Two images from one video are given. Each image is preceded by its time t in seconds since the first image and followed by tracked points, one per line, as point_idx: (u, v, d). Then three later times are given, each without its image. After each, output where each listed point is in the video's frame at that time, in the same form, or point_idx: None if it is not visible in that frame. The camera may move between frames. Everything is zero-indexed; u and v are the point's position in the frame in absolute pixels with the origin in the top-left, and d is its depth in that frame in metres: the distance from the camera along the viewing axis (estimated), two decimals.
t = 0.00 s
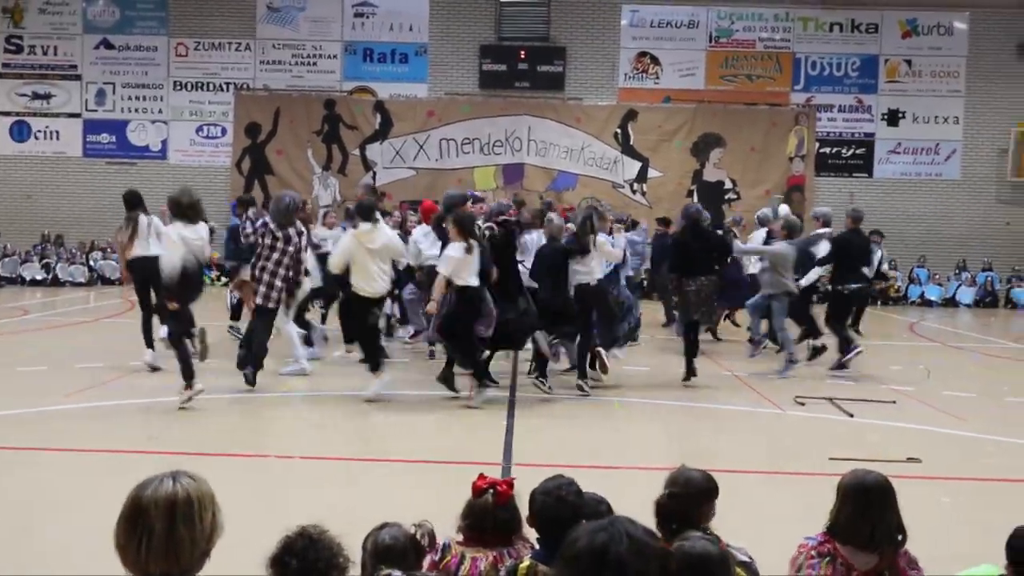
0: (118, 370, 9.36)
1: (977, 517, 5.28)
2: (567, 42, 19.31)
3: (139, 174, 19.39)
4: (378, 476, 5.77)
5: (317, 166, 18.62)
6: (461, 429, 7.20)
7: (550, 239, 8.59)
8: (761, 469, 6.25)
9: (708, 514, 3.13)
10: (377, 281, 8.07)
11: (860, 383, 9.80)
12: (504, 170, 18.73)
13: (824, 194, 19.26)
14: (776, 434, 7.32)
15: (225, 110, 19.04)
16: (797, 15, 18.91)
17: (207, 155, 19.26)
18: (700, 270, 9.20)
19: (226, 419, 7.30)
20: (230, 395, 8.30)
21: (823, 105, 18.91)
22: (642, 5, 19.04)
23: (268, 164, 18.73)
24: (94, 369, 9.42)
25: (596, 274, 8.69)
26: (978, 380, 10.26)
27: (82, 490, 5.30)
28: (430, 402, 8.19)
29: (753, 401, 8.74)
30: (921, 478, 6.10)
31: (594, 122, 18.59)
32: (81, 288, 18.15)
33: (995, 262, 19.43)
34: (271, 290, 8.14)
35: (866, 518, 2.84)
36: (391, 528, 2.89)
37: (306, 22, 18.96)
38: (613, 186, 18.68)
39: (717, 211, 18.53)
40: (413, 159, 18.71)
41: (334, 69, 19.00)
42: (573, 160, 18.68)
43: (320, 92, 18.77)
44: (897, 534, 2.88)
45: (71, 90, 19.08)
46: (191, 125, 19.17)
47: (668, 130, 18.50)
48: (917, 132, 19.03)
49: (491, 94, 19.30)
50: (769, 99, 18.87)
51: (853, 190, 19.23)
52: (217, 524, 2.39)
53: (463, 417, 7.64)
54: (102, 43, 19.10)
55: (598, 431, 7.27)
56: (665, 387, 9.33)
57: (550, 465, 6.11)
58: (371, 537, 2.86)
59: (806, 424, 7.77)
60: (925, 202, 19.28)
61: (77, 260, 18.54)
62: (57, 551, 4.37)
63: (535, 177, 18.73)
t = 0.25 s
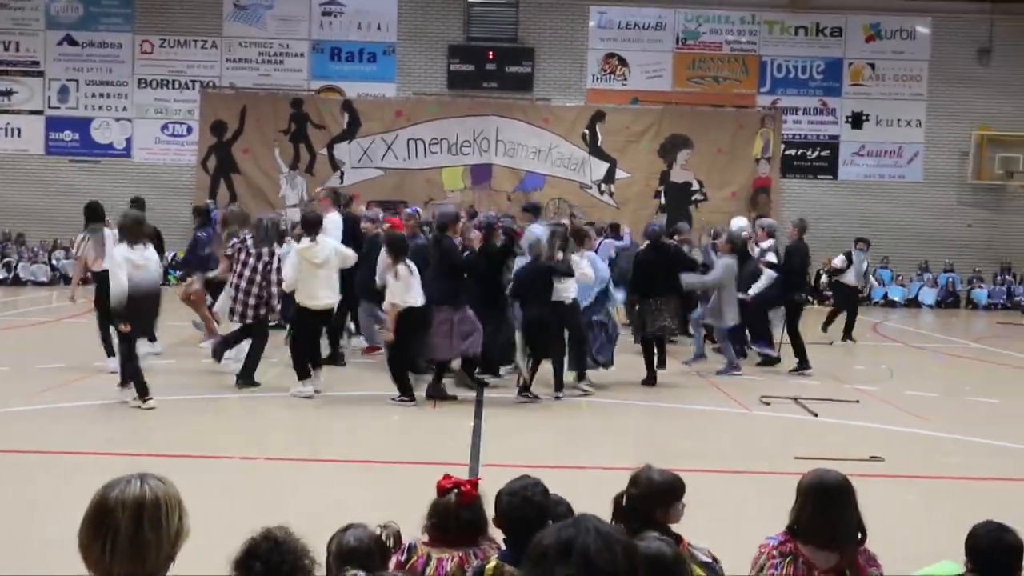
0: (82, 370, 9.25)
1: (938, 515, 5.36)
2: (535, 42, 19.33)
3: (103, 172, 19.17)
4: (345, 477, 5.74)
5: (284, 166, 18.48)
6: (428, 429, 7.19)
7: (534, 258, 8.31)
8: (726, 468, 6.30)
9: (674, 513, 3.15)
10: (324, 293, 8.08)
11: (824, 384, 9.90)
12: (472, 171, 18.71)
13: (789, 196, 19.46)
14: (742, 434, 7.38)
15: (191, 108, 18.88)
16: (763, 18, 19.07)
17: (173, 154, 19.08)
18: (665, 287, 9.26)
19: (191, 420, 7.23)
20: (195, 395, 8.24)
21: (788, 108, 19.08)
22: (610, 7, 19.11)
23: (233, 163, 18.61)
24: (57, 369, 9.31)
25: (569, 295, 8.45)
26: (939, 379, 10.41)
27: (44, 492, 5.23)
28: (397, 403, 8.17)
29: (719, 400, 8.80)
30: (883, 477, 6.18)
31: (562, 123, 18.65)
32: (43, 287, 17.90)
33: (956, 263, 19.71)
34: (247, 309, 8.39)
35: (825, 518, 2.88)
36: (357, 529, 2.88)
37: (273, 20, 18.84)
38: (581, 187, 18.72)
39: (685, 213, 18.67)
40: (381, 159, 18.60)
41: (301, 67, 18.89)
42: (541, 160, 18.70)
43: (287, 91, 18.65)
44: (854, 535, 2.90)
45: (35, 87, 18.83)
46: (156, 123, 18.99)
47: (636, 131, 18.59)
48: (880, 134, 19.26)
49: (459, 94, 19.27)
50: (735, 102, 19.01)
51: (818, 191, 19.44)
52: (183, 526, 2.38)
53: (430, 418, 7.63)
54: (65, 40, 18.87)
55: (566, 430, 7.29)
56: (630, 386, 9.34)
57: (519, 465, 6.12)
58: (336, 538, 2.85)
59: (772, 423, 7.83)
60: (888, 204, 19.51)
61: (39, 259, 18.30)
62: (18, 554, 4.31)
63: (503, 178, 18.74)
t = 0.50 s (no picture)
0: (80, 375, 9.24)
1: (937, 520, 5.36)
2: (532, 47, 19.35)
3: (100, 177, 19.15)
4: (343, 483, 5.73)
5: (282, 170, 18.50)
6: (427, 434, 7.18)
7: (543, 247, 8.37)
8: (725, 473, 6.30)
9: (671, 519, 3.15)
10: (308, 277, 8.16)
11: (823, 388, 9.90)
12: (469, 176, 18.75)
13: (786, 201, 19.49)
14: (740, 439, 7.38)
15: (188, 113, 18.88)
16: (760, 23, 19.10)
17: (170, 158, 19.07)
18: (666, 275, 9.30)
19: (189, 425, 7.23)
20: (192, 400, 8.22)
21: (785, 112, 19.11)
22: (607, 12, 19.14)
23: (231, 168, 18.53)
24: (54, 373, 9.29)
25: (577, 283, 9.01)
26: (938, 384, 10.41)
27: (42, 497, 5.22)
28: (396, 407, 8.16)
29: (717, 405, 8.79)
30: (882, 482, 6.18)
31: (559, 128, 18.67)
32: (40, 292, 17.87)
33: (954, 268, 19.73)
34: (261, 290, 8.55)
35: (826, 525, 2.88)
36: (355, 535, 2.88)
37: (270, 25, 18.86)
38: (578, 192, 18.76)
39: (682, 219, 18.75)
40: (378, 163, 18.62)
41: (298, 72, 18.91)
42: (538, 165, 18.71)
43: (284, 96, 18.66)
44: (853, 541, 2.91)
45: (32, 92, 18.82)
46: (154, 127, 18.99)
47: (633, 136, 18.62)
48: (877, 139, 19.29)
49: (456, 99, 19.24)
50: (733, 106, 19.03)
51: (815, 196, 19.48)
52: (183, 530, 2.37)
53: (429, 422, 7.62)
54: (62, 45, 18.86)
55: (565, 435, 7.29)
56: (628, 391, 9.34)
57: (517, 470, 6.11)
58: (334, 543, 2.85)
59: (771, 428, 7.83)
60: (885, 209, 19.54)
61: (36, 263, 18.27)
62: (16, 559, 4.30)
63: (500, 183, 18.76)
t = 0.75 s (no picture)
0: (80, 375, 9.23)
1: (938, 522, 5.36)
2: (533, 48, 19.35)
3: (101, 177, 19.15)
4: (343, 483, 5.72)
5: (282, 170, 18.53)
6: (426, 434, 7.18)
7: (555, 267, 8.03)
8: (725, 475, 6.29)
9: (670, 520, 3.14)
10: (304, 292, 8.22)
11: (823, 390, 9.90)
12: (469, 176, 18.74)
13: (787, 202, 19.47)
14: (740, 440, 7.37)
15: (189, 113, 18.89)
16: (761, 24, 19.11)
17: (171, 158, 19.08)
18: (676, 289, 9.29)
19: (189, 425, 7.22)
20: (192, 400, 8.21)
21: (786, 114, 19.11)
22: (608, 13, 19.14)
23: (232, 168, 18.57)
24: (55, 373, 9.29)
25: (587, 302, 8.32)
26: (939, 386, 10.40)
27: (42, 497, 5.22)
28: (396, 408, 8.16)
29: (718, 408, 8.73)
30: (883, 483, 6.18)
31: (560, 129, 18.67)
32: (40, 292, 17.86)
33: (955, 271, 19.73)
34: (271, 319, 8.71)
35: (826, 527, 2.87)
36: (354, 535, 2.87)
37: (271, 25, 18.87)
38: (579, 193, 18.73)
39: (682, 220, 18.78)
40: (379, 164, 18.65)
41: (299, 73, 18.90)
42: (539, 166, 18.72)
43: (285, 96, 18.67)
44: (854, 544, 2.91)
45: (33, 92, 18.82)
46: (155, 127, 18.99)
47: (634, 137, 18.61)
48: (878, 140, 19.28)
49: (457, 100, 19.25)
50: (733, 108, 19.03)
51: (815, 197, 19.46)
52: (184, 530, 2.37)
53: (427, 422, 7.61)
54: (63, 45, 18.86)
55: (565, 436, 7.29)
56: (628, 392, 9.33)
57: (517, 470, 6.10)
58: (333, 543, 2.84)
59: (770, 429, 7.83)
60: (886, 211, 19.54)
61: (37, 263, 18.27)
62: (17, 559, 4.29)
63: (501, 184, 18.74)
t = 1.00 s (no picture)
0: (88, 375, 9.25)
1: (946, 523, 5.35)
2: (539, 48, 19.34)
3: (108, 177, 19.18)
4: (350, 483, 5.73)
5: (289, 170, 18.57)
6: (433, 434, 7.19)
7: (574, 251, 8.29)
8: (732, 476, 6.28)
9: (677, 521, 3.14)
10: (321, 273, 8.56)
11: (830, 391, 9.88)
12: (476, 176, 18.76)
13: (794, 202, 19.44)
14: (747, 441, 7.35)
15: (196, 113, 18.92)
16: (768, 24, 19.09)
17: (178, 158, 19.11)
18: (682, 278, 9.59)
19: (196, 424, 7.23)
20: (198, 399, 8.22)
21: (793, 114, 19.07)
22: (614, 13, 19.14)
23: (239, 168, 18.55)
24: (62, 372, 9.31)
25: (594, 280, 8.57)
26: (946, 388, 10.37)
27: (51, 496, 5.23)
28: (402, 408, 8.15)
29: (724, 408, 8.74)
30: (890, 485, 6.16)
31: (566, 129, 18.67)
32: (47, 292, 17.89)
33: (962, 272, 19.68)
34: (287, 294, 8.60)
35: (835, 529, 2.87)
36: (362, 536, 2.87)
37: (278, 25, 18.90)
38: (585, 193, 18.73)
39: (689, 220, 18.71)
40: (385, 164, 18.67)
41: (306, 73, 18.95)
42: (545, 166, 18.71)
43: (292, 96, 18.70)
44: (864, 547, 2.90)
45: (41, 92, 18.86)
46: (161, 127, 19.02)
47: (640, 137, 18.59)
48: (885, 141, 19.25)
49: (463, 100, 19.26)
50: (740, 108, 19.01)
51: (822, 197, 19.42)
52: (193, 530, 2.37)
53: (434, 422, 7.62)
54: (71, 45, 18.90)
55: (572, 436, 7.29)
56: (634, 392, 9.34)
57: (524, 471, 6.10)
58: (341, 544, 2.84)
59: (777, 430, 7.82)
60: (893, 211, 19.50)
61: (45, 262, 18.31)
62: (25, 558, 4.30)
63: (507, 184, 18.77)
